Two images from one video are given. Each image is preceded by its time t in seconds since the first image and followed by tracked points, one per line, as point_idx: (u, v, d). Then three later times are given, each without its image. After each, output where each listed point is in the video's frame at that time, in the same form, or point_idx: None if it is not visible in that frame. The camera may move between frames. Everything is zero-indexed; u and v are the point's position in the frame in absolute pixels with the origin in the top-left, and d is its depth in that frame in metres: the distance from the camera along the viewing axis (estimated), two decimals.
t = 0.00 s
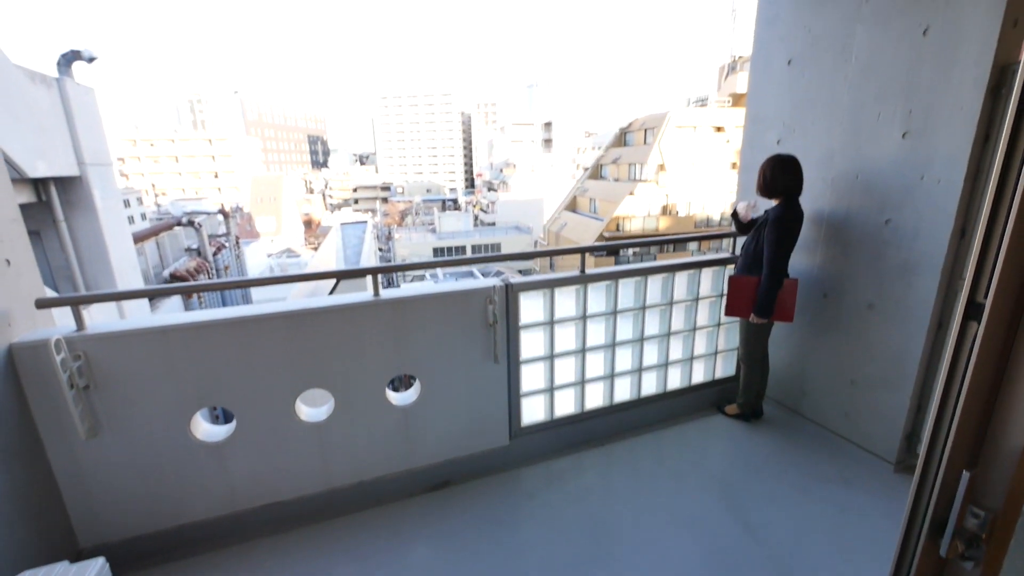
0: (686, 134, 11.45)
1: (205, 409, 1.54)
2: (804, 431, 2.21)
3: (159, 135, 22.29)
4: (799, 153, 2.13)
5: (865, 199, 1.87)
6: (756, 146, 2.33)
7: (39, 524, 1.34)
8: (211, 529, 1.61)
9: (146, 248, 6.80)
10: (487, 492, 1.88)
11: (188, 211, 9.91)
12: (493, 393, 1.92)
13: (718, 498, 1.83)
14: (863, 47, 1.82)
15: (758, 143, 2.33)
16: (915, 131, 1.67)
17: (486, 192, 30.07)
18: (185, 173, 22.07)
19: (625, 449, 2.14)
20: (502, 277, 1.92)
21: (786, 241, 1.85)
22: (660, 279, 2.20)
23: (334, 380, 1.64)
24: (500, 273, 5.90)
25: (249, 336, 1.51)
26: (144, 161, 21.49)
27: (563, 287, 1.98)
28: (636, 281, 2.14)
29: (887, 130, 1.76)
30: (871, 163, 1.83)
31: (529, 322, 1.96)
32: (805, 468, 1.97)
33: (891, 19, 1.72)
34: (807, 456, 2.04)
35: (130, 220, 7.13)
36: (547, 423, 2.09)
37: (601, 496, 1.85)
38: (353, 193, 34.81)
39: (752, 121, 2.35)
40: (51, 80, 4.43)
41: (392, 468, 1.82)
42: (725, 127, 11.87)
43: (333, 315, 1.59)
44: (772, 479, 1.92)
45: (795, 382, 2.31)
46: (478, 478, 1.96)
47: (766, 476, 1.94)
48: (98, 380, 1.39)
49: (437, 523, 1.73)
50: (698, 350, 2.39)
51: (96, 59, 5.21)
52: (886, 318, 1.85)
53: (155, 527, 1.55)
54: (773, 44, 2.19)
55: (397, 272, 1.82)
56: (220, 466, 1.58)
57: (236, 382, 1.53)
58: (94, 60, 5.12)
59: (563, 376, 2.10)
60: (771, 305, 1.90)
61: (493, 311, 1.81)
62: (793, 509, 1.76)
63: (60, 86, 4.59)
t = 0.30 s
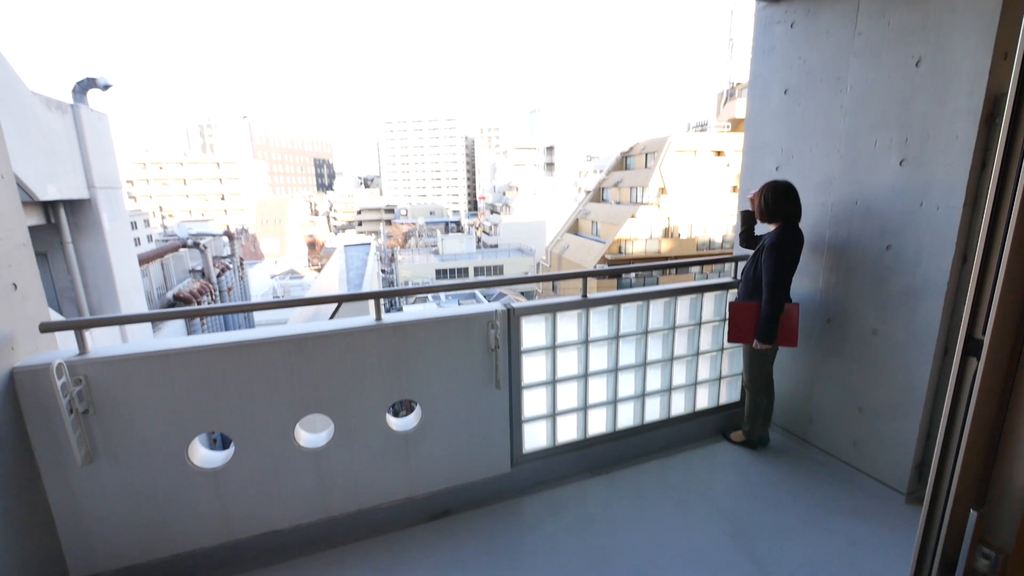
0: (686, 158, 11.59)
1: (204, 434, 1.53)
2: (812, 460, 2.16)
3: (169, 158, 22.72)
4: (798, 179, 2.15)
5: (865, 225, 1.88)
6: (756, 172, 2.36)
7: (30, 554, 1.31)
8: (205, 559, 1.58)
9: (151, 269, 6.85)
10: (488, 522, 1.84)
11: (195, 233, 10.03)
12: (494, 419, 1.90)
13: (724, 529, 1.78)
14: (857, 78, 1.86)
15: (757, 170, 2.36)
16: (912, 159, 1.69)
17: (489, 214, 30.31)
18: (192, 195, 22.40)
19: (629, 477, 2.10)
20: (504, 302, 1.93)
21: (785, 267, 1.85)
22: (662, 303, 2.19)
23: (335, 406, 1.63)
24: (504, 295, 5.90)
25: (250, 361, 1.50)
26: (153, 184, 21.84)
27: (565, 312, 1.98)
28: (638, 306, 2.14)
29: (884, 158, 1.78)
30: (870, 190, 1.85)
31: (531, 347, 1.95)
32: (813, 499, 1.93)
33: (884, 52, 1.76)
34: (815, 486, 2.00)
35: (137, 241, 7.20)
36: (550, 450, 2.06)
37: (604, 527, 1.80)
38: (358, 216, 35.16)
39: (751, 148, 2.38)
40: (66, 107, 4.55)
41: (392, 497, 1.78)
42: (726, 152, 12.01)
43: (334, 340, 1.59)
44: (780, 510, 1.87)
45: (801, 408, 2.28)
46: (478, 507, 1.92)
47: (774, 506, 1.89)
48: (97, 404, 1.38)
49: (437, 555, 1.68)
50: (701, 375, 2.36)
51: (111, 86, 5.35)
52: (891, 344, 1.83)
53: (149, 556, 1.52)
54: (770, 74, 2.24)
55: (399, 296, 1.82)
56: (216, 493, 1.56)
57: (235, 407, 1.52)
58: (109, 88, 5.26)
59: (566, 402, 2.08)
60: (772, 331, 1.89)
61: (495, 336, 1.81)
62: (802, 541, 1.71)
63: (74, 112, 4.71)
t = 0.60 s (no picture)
0: (688, 178, 11.69)
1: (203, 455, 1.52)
2: (820, 484, 2.12)
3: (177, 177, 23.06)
4: (798, 201, 2.16)
5: (867, 246, 1.88)
6: (756, 193, 2.37)
7: None
8: None
9: (156, 287, 6.89)
10: (490, 547, 1.80)
11: (200, 251, 10.11)
12: (496, 441, 1.88)
13: (731, 555, 1.74)
14: (855, 101, 1.88)
15: (757, 191, 2.38)
16: (911, 181, 1.70)
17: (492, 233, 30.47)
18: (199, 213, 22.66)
19: (634, 501, 2.07)
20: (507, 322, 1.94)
21: (783, 287, 1.85)
22: (664, 324, 2.19)
23: (336, 427, 1.62)
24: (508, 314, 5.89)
25: (252, 381, 1.50)
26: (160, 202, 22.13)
27: (568, 332, 1.98)
28: (641, 326, 2.13)
29: (884, 180, 1.79)
30: (871, 211, 1.86)
31: (533, 367, 1.94)
32: (822, 524, 1.88)
33: (880, 76, 1.78)
34: (824, 511, 1.95)
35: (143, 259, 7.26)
36: (553, 473, 2.03)
37: (608, 552, 1.76)
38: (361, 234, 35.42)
39: (751, 169, 2.41)
40: (79, 128, 4.64)
41: (392, 520, 1.75)
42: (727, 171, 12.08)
43: (336, 360, 1.59)
44: (788, 535, 1.83)
45: (807, 430, 2.25)
46: (480, 531, 1.88)
47: (782, 532, 1.85)
48: (97, 425, 1.38)
49: None
50: (705, 396, 2.34)
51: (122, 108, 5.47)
52: (897, 365, 1.81)
53: None
54: (769, 98, 2.28)
55: (401, 316, 1.83)
56: (214, 516, 1.53)
57: (236, 427, 1.51)
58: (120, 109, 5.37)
59: (569, 423, 2.06)
60: (768, 352, 1.88)
61: (497, 356, 1.80)
62: (811, 568, 1.67)
63: (86, 133, 4.80)
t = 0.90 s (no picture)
0: (689, 191, 11.74)
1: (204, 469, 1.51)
2: (827, 501, 2.09)
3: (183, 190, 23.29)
4: (800, 216, 2.17)
5: (869, 261, 1.88)
6: (758, 208, 2.39)
7: None
8: None
9: (159, 299, 6.92)
10: (491, 565, 1.77)
11: (204, 264, 10.17)
12: (498, 456, 1.86)
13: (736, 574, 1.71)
14: (854, 118, 1.90)
15: (758, 206, 2.39)
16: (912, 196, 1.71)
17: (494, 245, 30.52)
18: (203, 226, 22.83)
19: (638, 518, 2.04)
20: (509, 336, 1.94)
21: (785, 302, 1.85)
22: (667, 338, 2.18)
23: (337, 441, 1.61)
24: (510, 326, 5.87)
25: (254, 394, 1.50)
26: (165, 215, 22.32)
27: (570, 346, 1.97)
28: (644, 340, 2.13)
29: (885, 196, 1.80)
30: (872, 226, 1.86)
31: (535, 382, 1.93)
32: (828, 542, 1.85)
33: (879, 93, 1.80)
34: (831, 529, 1.92)
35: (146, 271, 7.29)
36: (555, 489, 2.01)
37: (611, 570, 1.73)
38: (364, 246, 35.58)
39: (753, 184, 2.42)
40: (88, 143, 4.70)
41: (393, 537, 1.73)
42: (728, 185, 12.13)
43: (338, 374, 1.59)
44: (795, 553, 1.80)
45: (813, 446, 2.23)
46: (481, 548, 1.86)
47: (788, 550, 1.82)
48: (98, 438, 1.37)
49: None
50: (709, 411, 2.33)
51: (131, 124, 5.56)
52: (902, 381, 1.80)
53: None
54: (769, 114, 2.30)
55: (403, 330, 1.83)
56: (213, 531, 1.52)
57: (237, 441, 1.50)
58: (129, 124, 5.45)
59: (571, 438, 2.05)
60: (772, 367, 1.87)
61: (499, 370, 1.79)
62: None
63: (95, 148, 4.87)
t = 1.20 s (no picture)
0: (690, 200, 11.76)
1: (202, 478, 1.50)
2: (831, 513, 2.07)
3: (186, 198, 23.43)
4: (801, 225, 2.18)
5: (871, 270, 1.88)
6: (759, 217, 2.39)
7: None
8: None
9: (160, 307, 6.92)
10: None
11: (206, 271, 10.20)
12: (499, 466, 1.85)
13: None
14: (854, 128, 1.91)
15: (759, 215, 2.39)
16: (914, 206, 1.71)
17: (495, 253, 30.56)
18: (206, 234, 22.93)
19: (640, 529, 2.01)
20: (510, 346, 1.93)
21: (790, 311, 1.84)
22: (669, 347, 2.17)
23: (336, 451, 1.60)
24: (511, 335, 5.86)
25: (253, 403, 1.49)
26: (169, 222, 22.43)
27: (571, 356, 1.97)
28: (645, 350, 2.12)
29: (886, 206, 1.80)
30: (874, 236, 1.86)
31: (536, 391, 1.93)
32: (833, 555, 1.83)
33: (879, 103, 1.81)
34: (835, 542, 1.90)
35: (148, 278, 7.31)
36: (556, 500, 1.99)
37: None
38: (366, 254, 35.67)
39: (753, 194, 2.43)
40: (93, 151, 4.73)
41: (392, 548, 1.71)
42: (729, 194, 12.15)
43: (338, 383, 1.58)
44: (799, 567, 1.77)
45: (816, 457, 2.21)
46: (481, 560, 1.83)
47: (792, 563, 1.79)
48: (97, 447, 1.37)
49: None
50: (711, 421, 2.31)
51: (136, 132, 5.60)
52: (905, 391, 1.78)
53: None
54: (769, 124, 2.31)
55: (404, 339, 1.82)
56: (211, 542, 1.50)
57: (236, 451, 1.49)
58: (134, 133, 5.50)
59: (572, 448, 2.04)
60: (780, 376, 1.86)
61: (500, 379, 1.79)
62: None
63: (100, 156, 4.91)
